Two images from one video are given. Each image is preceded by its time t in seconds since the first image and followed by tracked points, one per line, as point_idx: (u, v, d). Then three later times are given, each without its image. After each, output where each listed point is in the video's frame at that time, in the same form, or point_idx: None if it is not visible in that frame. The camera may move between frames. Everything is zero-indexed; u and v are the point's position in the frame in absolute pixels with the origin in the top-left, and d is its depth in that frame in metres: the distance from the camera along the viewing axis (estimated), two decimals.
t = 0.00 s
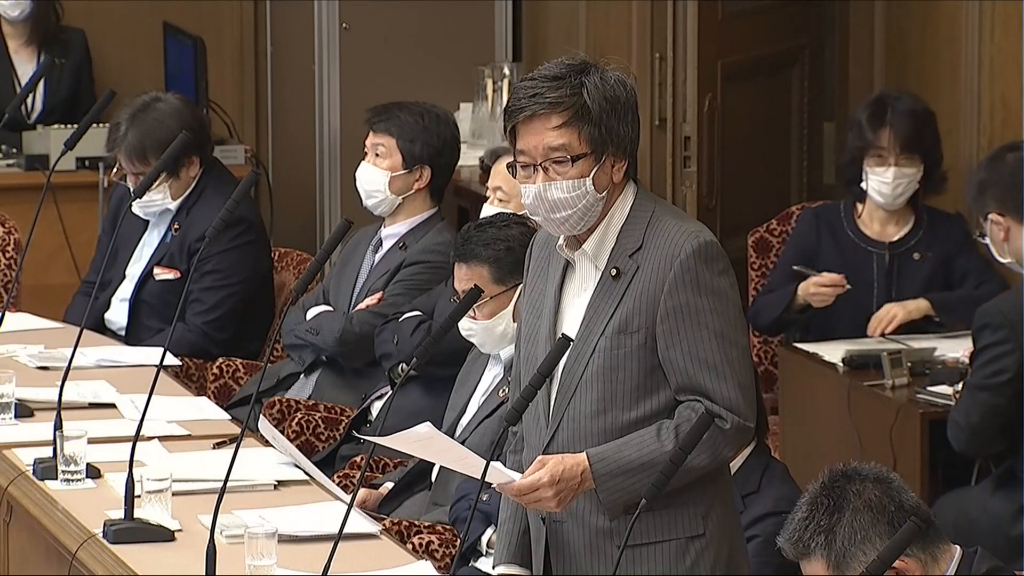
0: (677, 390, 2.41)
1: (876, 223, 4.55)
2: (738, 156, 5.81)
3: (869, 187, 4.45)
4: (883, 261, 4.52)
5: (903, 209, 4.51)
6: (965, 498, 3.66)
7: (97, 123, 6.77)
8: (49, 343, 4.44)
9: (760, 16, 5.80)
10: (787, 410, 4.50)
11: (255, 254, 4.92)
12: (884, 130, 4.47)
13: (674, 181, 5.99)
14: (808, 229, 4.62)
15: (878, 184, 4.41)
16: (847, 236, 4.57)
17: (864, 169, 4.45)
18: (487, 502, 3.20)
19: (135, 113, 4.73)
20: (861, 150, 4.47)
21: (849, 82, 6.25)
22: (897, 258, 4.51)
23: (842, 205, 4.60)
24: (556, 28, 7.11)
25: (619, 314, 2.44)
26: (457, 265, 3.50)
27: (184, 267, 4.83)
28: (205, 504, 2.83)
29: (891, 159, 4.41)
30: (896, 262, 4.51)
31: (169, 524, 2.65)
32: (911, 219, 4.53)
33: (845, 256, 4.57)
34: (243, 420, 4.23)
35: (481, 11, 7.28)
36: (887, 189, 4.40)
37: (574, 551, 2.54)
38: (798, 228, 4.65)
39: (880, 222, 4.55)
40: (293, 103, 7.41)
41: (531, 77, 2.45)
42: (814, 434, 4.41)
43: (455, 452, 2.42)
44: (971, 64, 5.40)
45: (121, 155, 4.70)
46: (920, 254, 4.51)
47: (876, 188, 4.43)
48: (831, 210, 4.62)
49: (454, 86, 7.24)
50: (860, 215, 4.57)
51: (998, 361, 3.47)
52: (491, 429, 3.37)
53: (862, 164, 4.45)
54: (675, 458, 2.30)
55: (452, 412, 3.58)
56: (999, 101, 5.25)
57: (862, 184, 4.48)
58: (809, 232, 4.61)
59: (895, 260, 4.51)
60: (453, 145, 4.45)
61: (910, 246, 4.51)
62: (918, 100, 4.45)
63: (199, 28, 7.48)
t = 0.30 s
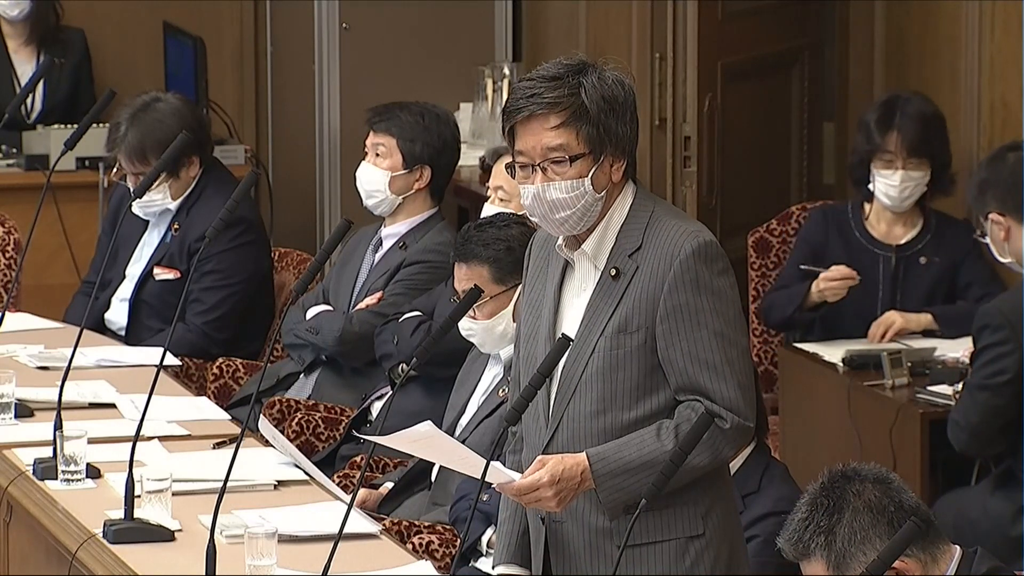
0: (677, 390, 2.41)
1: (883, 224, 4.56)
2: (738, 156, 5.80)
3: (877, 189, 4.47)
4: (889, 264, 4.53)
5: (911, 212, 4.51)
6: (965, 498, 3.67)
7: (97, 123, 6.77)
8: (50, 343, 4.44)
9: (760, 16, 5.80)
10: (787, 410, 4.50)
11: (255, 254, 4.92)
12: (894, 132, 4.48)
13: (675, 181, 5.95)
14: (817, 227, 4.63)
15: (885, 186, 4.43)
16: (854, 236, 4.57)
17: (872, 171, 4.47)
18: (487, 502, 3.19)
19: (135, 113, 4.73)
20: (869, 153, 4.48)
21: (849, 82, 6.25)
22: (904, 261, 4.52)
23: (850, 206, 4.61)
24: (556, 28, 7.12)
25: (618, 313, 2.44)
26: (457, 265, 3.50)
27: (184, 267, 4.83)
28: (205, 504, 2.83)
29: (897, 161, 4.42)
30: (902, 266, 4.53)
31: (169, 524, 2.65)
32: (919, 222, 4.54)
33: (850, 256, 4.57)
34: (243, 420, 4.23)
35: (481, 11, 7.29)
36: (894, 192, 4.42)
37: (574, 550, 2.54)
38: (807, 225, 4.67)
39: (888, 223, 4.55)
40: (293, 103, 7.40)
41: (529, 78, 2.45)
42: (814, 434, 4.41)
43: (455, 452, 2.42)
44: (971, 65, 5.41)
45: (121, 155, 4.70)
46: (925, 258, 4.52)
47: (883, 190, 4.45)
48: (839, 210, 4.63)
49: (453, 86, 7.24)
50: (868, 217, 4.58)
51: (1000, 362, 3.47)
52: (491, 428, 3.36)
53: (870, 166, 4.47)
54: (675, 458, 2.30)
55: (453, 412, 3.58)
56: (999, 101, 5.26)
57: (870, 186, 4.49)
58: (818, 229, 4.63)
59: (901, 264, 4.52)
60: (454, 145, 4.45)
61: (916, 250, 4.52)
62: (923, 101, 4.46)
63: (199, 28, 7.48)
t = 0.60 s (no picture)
0: (675, 390, 2.41)
1: (889, 225, 4.56)
2: (737, 155, 5.80)
3: (883, 189, 4.47)
4: (895, 266, 4.54)
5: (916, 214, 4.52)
6: (965, 498, 3.68)
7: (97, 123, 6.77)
8: (50, 343, 4.44)
9: (760, 16, 5.80)
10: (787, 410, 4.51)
11: (255, 255, 4.92)
12: (901, 133, 4.48)
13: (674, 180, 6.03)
14: (824, 227, 4.63)
15: (892, 185, 4.43)
16: (861, 238, 4.58)
17: (879, 170, 4.48)
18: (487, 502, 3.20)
19: (135, 113, 4.73)
20: (876, 153, 4.49)
21: (849, 82, 6.25)
22: (909, 264, 4.53)
23: (856, 207, 4.62)
24: (555, 28, 7.12)
25: (617, 314, 2.44)
26: (457, 265, 3.50)
27: (184, 267, 4.83)
28: (206, 504, 2.83)
29: (905, 159, 4.45)
30: (908, 268, 4.53)
31: (169, 524, 2.65)
32: (924, 224, 4.55)
33: (856, 257, 4.58)
34: (243, 420, 4.23)
35: (480, 11, 7.29)
36: (901, 191, 4.42)
37: (574, 550, 2.54)
38: (813, 225, 4.67)
39: (893, 224, 4.56)
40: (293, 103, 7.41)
41: (525, 80, 2.45)
42: (814, 434, 4.41)
43: (454, 453, 2.42)
44: (972, 65, 5.41)
45: (121, 155, 4.70)
46: (930, 260, 4.52)
47: (890, 189, 4.45)
48: (845, 210, 4.63)
49: (453, 86, 7.25)
50: (874, 218, 4.58)
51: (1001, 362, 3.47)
52: (491, 428, 3.36)
53: (877, 165, 4.48)
54: (674, 458, 2.30)
55: (453, 412, 3.58)
56: (999, 100, 5.26)
57: (877, 186, 4.50)
58: (825, 229, 4.63)
59: (906, 266, 4.53)
60: (454, 145, 4.45)
61: (921, 252, 4.53)
62: (924, 102, 4.46)
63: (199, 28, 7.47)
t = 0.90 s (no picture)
0: (675, 390, 2.41)
1: (891, 227, 4.56)
2: (737, 155, 5.80)
3: (885, 191, 4.47)
4: (900, 268, 4.55)
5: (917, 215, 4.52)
6: (965, 498, 3.68)
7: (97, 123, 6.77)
8: (50, 343, 4.44)
9: (760, 16, 5.80)
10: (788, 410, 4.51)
11: (255, 255, 4.92)
12: (901, 134, 4.48)
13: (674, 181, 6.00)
14: (827, 229, 4.61)
15: (895, 187, 4.43)
16: (863, 240, 4.58)
17: (880, 173, 4.48)
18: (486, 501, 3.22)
19: (135, 113, 4.73)
20: (877, 153, 4.49)
21: (849, 82, 6.25)
22: (913, 265, 4.54)
23: (857, 209, 4.61)
24: (556, 28, 7.13)
25: (617, 314, 2.44)
26: (457, 265, 3.50)
27: (184, 267, 4.83)
28: (206, 504, 2.83)
29: (905, 160, 4.45)
30: (912, 269, 4.54)
31: (169, 524, 2.65)
32: (926, 224, 4.55)
33: (857, 257, 4.58)
34: (243, 420, 4.23)
35: (480, 10, 7.29)
36: (903, 192, 4.42)
37: (575, 549, 2.54)
38: (816, 229, 4.65)
39: (895, 226, 4.56)
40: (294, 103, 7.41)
41: (525, 80, 2.45)
42: (813, 434, 4.41)
43: (454, 453, 2.42)
44: (972, 65, 5.41)
45: (121, 155, 4.70)
46: (933, 260, 4.53)
47: (892, 192, 4.45)
48: (847, 211, 4.63)
49: (453, 86, 7.25)
50: (876, 220, 4.58)
51: (1001, 362, 3.47)
52: (491, 428, 3.36)
53: (878, 166, 4.49)
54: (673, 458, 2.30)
55: (452, 412, 3.58)
56: (999, 100, 5.26)
57: (878, 188, 4.50)
58: (828, 233, 4.61)
59: (910, 267, 4.54)
60: (454, 145, 4.45)
61: (924, 253, 4.53)
62: (923, 102, 4.47)
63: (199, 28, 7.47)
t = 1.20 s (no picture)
0: (681, 391, 2.41)
1: (885, 229, 4.56)
2: (737, 155, 5.80)
3: (876, 193, 4.47)
4: (894, 269, 4.55)
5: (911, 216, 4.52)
6: (965, 498, 3.68)
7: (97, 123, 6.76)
8: (50, 343, 4.44)
9: (760, 16, 5.80)
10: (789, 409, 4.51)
11: (256, 254, 4.92)
12: (889, 136, 4.49)
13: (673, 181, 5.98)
14: (820, 233, 4.62)
15: (886, 189, 4.43)
16: (857, 243, 4.58)
17: (871, 175, 4.48)
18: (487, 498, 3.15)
19: (136, 113, 4.73)
20: (876, 153, 4.49)
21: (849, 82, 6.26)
22: (909, 265, 4.54)
23: (851, 211, 4.61)
24: (556, 28, 7.13)
25: (624, 314, 2.44)
26: (457, 265, 3.50)
27: (184, 267, 4.83)
28: (206, 504, 2.83)
29: (895, 161, 4.45)
30: (907, 269, 4.54)
31: (169, 525, 2.64)
32: (921, 225, 4.55)
33: (853, 259, 4.58)
34: (244, 420, 4.23)
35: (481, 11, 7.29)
36: (894, 194, 4.42)
37: (577, 548, 2.54)
38: (810, 232, 4.65)
39: (889, 228, 4.55)
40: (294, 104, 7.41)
41: (535, 81, 2.44)
42: (815, 435, 4.41)
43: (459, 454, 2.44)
44: (972, 66, 5.41)
45: (121, 155, 4.70)
46: (929, 261, 4.53)
47: (883, 194, 4.45)
48: (840, 214, 4.63)
49: (454, 86, 7.26)
50: (869, 222, 4.58)
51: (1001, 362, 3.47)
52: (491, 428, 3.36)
53: (869, 168, 4.49)
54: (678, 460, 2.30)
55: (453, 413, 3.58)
56: (999, 100, 5.27)
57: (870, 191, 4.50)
58: (822, 237, 4.61)
59: (905, 268, 4.54)
60: (454, 145, 4.45)
61: (919, 253, 4.54)
62: (922, 103, 4.47)
63: (199, 29, 7.47)
